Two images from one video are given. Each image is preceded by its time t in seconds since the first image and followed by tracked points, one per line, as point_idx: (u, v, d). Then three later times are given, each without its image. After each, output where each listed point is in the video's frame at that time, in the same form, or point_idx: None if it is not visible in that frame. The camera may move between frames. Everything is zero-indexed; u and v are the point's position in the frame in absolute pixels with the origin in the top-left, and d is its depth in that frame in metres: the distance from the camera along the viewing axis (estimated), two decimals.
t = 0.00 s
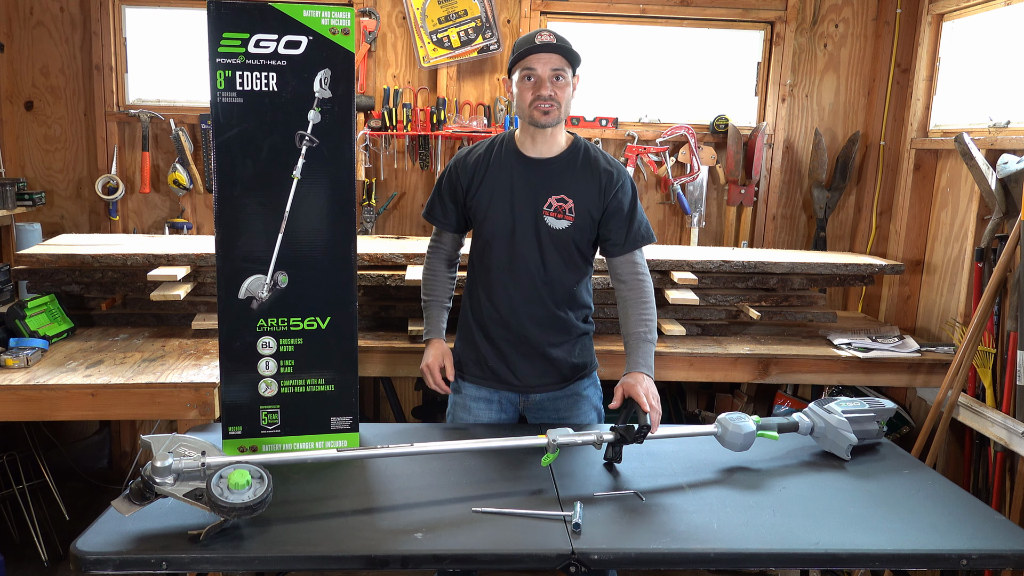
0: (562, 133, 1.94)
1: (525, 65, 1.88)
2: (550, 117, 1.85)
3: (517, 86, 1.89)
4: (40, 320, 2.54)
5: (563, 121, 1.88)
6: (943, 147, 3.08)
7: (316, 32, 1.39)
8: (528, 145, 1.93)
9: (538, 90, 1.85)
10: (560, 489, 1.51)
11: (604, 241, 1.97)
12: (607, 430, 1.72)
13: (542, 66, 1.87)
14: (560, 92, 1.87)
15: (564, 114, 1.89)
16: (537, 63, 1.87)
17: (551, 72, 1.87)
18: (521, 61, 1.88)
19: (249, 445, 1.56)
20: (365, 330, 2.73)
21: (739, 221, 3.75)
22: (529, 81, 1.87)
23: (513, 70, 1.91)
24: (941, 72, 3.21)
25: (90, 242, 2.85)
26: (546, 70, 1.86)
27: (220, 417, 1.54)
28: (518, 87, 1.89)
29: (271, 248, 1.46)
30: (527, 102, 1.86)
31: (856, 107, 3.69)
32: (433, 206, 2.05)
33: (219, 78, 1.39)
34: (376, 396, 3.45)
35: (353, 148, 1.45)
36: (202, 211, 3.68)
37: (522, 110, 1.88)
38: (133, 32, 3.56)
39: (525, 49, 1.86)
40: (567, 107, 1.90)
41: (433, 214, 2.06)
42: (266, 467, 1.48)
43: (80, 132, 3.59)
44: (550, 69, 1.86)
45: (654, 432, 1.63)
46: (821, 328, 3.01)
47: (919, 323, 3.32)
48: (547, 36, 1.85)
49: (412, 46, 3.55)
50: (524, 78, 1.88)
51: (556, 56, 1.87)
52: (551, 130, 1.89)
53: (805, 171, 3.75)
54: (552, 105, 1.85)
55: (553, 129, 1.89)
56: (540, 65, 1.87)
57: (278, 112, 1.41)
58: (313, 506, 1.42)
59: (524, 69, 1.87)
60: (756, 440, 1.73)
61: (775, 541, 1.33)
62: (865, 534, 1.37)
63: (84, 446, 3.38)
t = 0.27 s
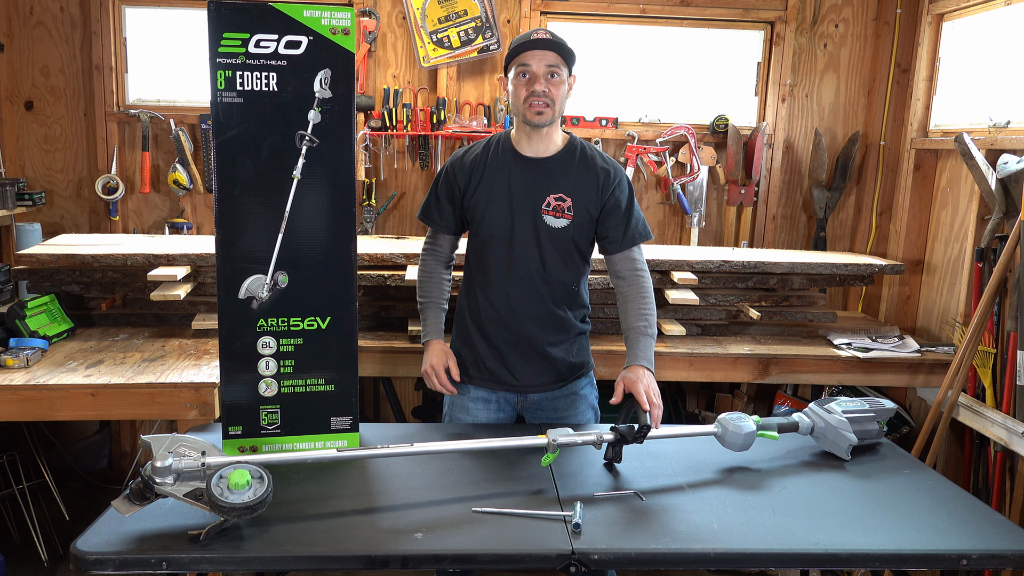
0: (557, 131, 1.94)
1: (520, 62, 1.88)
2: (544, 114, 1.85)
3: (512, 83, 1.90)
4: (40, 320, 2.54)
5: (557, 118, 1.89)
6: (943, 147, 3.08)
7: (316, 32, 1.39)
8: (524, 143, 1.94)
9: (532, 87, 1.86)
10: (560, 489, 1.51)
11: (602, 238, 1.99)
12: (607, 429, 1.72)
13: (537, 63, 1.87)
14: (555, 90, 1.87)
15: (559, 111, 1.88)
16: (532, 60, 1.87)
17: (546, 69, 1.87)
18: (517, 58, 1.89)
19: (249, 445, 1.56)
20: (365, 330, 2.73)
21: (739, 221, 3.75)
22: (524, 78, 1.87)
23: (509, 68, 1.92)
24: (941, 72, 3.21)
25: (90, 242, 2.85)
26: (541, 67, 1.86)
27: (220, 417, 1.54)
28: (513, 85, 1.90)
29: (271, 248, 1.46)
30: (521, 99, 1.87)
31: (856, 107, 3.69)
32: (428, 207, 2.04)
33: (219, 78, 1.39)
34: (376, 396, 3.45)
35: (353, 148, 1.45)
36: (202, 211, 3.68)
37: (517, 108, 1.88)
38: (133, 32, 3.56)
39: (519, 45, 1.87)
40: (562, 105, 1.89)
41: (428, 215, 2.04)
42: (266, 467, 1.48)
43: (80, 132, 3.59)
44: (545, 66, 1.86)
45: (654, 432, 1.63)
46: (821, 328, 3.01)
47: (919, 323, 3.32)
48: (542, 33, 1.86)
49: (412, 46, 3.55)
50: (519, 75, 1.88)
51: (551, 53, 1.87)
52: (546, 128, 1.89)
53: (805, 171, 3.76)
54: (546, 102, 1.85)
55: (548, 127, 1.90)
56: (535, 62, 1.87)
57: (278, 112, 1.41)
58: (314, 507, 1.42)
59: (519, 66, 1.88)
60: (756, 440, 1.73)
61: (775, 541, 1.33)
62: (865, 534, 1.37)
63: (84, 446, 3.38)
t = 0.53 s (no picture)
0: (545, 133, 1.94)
1: (506, 65, 1.88)
2: (532, 114, 1.85)
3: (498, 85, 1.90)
4: (40, 320, 2.54)
5: (546, 118, 1.88)
6: (943, 147, 3.08)
7: (316, 32, 1.39)
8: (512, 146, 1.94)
9: (519, 89, 1.86)
10: (560, 489, 1.51)
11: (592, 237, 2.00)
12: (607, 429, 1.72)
13: (524, 65, 1.87)
14: (542, 90, 1.87)
15: (546, 112, 1.88)
16: (518, 62, 1.87)
17: (532, 71, 1.87)
18: (503, 60, 1.89)
19: (249, 445, 1.56)
20: (365, 330, 2.73)
21: (739, 221, 3.75)
22: (510, 80, 1.88)
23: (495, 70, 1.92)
24: (941, 72, 3.21)
25: (90, 242, 2.85)
26: (527, 68, 1.87)
27: (220, 417, 1.54)
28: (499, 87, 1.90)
29: (271, 248, 1.46)
30: (508, 100, 1.87)
31: (856, 107, 3.69)
32: (416, 212, 2.02)
33: (219, 78, 1.39)
34: (376, 396, 3.45)
35: (353, 148, 1.45)
36: (202, 211, 3.68)
37: (503, 109, 1.88)
38: (133, 32, 3.56)
39: (505, 48, 1.87)
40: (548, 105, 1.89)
41: (417, 220, 2.03)
42: (266, 466, 1.48)
43: (80, 132, 3.59)
44: (531, 68, 1.87)
45: (654, 432, 1.63)
46: (821, 328, 3.01)
47: (919, 323, 3.32)
48: (528, 35, 1.86)
49: (412, 46, 3.55)
50: (506, 76, 1.88)
51: (537, 54, 1.88)
52: (534, 129, 1.89)
53: (805, 171, 3.76)
54: (533, 102, 1.85)
55: (536, 128, 1.89)
56: (521, 63, 1.87)
57: (278, 112, 1.41)
58: (314, 506, 1.42)
59: (506, 68, 1.88)
60: (756, 440, 1.73)
61: (775, 541, 1.33)
62: (865, 534, 1.37)
63: (84, 446, 3.38)
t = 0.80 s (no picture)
0: (514, 131, 1.94)
1: (475, 63, 1.88)
2: (500, 114, 1.85)
3: (468, 83, 1.89)
4: (40, 320, 2.54)
5: (515, 116, 1.89)
6: (943, 147, 3.08)
7: (316, 32, 1.39)
8: (481, 145, 1.94)
9: (489, 88, 1.86)
10: (560, 489, 1.51)
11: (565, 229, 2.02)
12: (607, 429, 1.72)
13: (493, 64, 1.86)
14: (510, 91, 1.87)
15: (514, 113, 1.89)
16: (488, 61, 1.86)
17: (501, 71, 1.87)
18: (473, 59, 1.88)
19: (249, 445, 1.56)
20: (365, 330, 2.74)
21: (739, 221, 3.75)
22: (480, 79, 1.87)
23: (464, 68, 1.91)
24: (942, 72, 3.21)
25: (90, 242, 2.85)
26: (496, 68, 1.86)
27: (220, 417, 1.54)
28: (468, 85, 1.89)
29: (271, 248, 1.46)
30: (477, 99, 1.87)
31: (856, 107, 3.69)
32: (387, 214, 2.01)
33: (219, 78, 1.39)
34: (376, 396, 3.45)
35: (353, 148, 1.45)
36: (202, 211, 3.68)
37: (472, 108, 1.88)
38: (133, 32, 3.56)
39: (473, 48, 1.86)
40: (518, 106, 1.90)
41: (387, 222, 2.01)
42: (266, 466, 1.48)
43: (80, 132, 3.59)
44: (500, 68, 1.86)
45: (654, 432, 1.63)
46: (821, 328, 3.01)
47: (919, 323, 3.32)
48: (498, 35, 1.86)
49: (412, 46, 3.55)
50: (475, 76, 1.87)
51: (506, 54, 1.87)
52: (502, 128, 1.90)
53: (805, 171, 3.76)
54: (501, 102, 1.85)
55: (504, 128, 1.90)
56: (491, 63, 1.86)
57: (278, 112, 1.41)
58: (314, 507, 1.42)
59: (475, 66, 1.87)
60: (756, 440, 1.73)
61: (776, 541, 1.33)
62: (866, 534, 1.37)
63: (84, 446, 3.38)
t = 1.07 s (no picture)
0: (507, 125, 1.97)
1: (471, 63, 1.86)
2: (510, 108, 1.87)
3: (465, 86, 1.87)
4: (40, 320, 2.54)
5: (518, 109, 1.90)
6: (943, 147, 3.08)
7: (316, 32, 1.39)
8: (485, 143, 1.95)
9: (492, 85, 1.86)
10: (560, 489, 1.51)
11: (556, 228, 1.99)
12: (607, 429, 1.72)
13: (488, 61, 1.87)
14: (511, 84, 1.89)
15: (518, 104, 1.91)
16: (483, 59, 1.87)
17: (497, 65, 1.88)
18: (464, 62, 1.87)
19: (249, 445, 1.56)
20: (365, 330, 2.74)
21: (739, 221, 3.75)
22: (479, 77, 1.86)
23: (454, 73, 1.88)
24: (942, 72, 3.21)
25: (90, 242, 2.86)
26: (493, 64, 1.88)
27: (220, 417, 1.54)
28: (466, 88, 1.87)
29: (271, 248, 1.46)
30: (484, 99, 1.86)
31: (856, 107, 3.69)
32: (382, 211, 2.03)
33: (219, 78, 1.39)
34: (376, 396, 3.45)
35: (353, 148, 1.45)
36: (202, 211, 3.68)
37: (479, 108, 1.87)
38: (133, 32, 3.56)
39: (468, 47, 1.85)
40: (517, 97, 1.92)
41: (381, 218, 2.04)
42: (266, 467, 1.48)
43: (80, 132, 3.59)
44: (495, 63, 1.88)
45: (655, 432, 1.63)
46: (821, 328, 3.01)
47: (919, 323, 3.32)
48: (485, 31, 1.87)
49: (412, 46, 3.55)
50: (473, 76, 1.86)
51: (496, 49, 1.89)
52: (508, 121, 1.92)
53: (805, 171, 3.76)
54: (508, 96, 1.86)
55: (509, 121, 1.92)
56: (486, 60, 1.87)
57: (278, 112, 1.41)
58: (314, 507, 1.42)
59: (470, 67, 1.86)
60: (756, 440, 1.73)
61: (776, 541, 1.33)
62: (866, 534, 1.37)
63: (84, 446, 3.38)
